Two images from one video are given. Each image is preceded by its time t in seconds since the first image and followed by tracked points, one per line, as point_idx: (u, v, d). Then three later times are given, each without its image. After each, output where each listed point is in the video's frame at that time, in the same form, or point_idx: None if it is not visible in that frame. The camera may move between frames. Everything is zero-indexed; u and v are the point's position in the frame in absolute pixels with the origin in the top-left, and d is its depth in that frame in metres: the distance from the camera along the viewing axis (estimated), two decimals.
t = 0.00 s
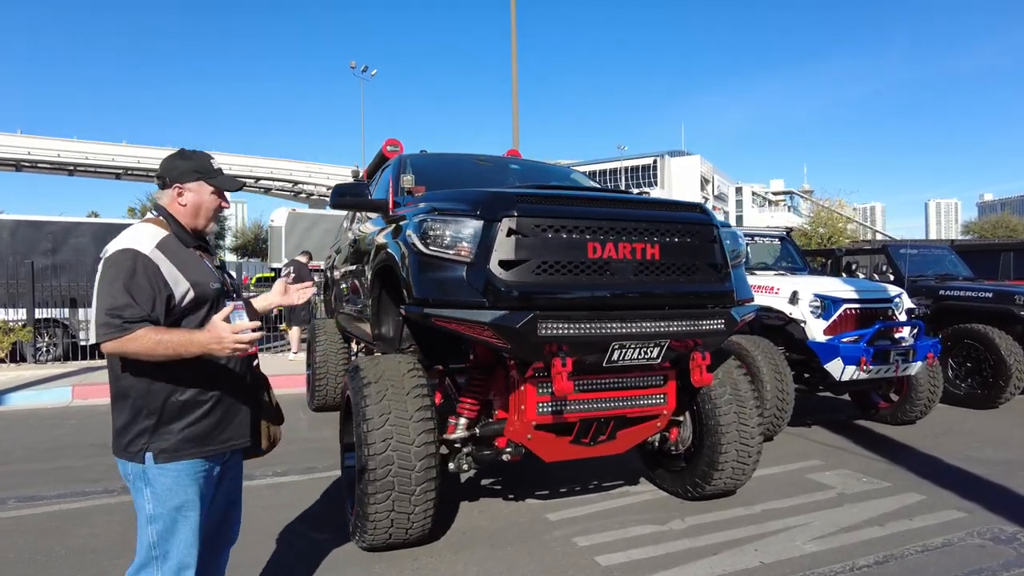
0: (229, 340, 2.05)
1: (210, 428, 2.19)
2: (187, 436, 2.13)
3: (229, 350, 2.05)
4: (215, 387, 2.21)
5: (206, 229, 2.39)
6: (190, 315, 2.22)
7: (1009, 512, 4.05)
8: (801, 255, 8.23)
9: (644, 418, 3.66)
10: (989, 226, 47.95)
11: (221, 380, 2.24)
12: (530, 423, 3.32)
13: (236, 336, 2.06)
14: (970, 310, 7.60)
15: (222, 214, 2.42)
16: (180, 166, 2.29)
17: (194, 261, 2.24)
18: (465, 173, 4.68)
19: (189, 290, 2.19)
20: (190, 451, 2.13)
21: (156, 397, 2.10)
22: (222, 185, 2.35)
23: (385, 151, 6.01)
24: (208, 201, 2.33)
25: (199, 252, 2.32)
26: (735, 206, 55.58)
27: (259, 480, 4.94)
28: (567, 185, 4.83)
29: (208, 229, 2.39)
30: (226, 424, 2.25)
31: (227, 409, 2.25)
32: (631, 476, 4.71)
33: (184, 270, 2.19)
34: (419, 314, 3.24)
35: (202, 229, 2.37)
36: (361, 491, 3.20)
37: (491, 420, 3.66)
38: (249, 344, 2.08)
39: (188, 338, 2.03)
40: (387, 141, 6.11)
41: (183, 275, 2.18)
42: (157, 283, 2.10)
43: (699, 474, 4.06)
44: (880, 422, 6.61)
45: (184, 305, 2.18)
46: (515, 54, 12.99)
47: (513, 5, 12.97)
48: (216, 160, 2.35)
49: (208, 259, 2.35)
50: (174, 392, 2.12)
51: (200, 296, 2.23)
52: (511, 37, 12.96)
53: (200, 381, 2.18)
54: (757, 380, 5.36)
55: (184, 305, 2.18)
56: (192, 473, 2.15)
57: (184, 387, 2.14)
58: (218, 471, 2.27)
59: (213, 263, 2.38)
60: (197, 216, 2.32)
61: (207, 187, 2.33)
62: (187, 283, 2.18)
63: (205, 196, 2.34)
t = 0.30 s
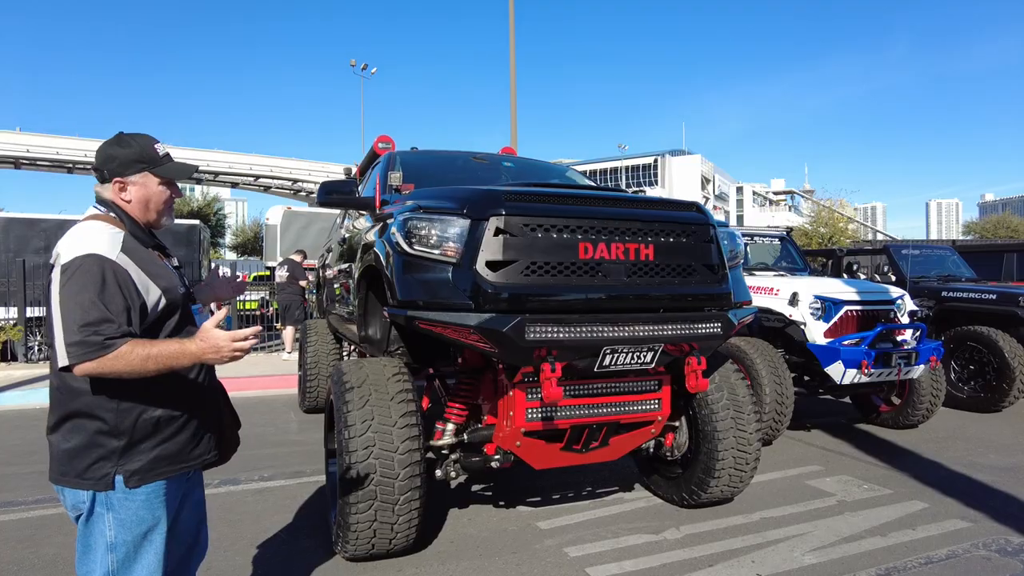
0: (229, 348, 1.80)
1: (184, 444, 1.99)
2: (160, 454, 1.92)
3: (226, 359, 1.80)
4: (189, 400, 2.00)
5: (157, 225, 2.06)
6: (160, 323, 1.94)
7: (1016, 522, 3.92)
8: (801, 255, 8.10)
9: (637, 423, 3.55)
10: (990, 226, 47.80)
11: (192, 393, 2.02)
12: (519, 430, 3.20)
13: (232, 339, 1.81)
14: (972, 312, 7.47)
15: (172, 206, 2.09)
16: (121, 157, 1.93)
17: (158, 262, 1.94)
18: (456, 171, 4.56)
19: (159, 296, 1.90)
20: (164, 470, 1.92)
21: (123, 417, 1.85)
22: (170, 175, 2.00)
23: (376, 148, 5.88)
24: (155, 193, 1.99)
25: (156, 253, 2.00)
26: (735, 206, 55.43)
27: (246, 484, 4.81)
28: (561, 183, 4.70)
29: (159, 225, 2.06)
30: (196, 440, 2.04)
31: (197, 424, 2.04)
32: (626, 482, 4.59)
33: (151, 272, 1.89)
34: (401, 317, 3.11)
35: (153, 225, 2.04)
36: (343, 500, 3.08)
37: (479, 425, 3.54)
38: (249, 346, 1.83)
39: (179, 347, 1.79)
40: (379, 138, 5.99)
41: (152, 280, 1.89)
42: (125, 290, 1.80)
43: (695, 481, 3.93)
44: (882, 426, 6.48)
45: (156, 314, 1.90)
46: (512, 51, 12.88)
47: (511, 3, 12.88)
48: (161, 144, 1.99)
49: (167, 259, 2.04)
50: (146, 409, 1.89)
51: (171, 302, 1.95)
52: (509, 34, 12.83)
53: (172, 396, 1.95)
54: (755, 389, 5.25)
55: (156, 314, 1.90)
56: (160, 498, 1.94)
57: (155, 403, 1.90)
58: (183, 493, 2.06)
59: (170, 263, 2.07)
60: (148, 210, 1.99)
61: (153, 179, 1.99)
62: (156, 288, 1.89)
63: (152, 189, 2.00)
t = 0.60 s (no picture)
0: (182, 367, 1.70)
1: (138, 457, 1.90)
2: (113, 469, 1.83)
3: (180, 377, 1.71)
4: (142, 411, 1.92)
5: (104, 217, 1.95)
6: (111, 326, 1.84)
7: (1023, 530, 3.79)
8: (803, 254, 7.97)
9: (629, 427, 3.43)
10: (996, 226, 47.48)
11: (146, 404, 1.93)
12: (505, 434, 3.09)
13: (188, 360, 1.70)
14: (977, 312, 7.34)
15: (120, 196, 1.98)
16: (58, 143, 1.81)
17: (106, 260, 1.83)
18: (446, 167, 4.45)
19: (109, 298, 1.80)
20: (117, 486, 1.83)
21: (69, 432, 1.75)
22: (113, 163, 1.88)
23: (369, 144, 5.77)
24: (99, 182, 1.88)
25: (104, 248, 1.90)
26: (739, 205, 55.18)
27: (233, 487, 4.71)
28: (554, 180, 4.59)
29: (106, 216, 1.96)
30: (151, 451, 1.96)
31: (153, 436, 1.96)
32: (620, 487, 4.48)
33: (99, 274, 1.78)
34: (383, 317, 2.99)
35: (99, 217, 1.94)
36: (322, 507, 2.98)
37: (466, 429, 3.43)
38: (205, 369, 1.72)
39: (131, 366, 1.71)
40: (371, 134, 5.88)
41: (99, 281, 1.78)
42: (68, 295, 1.69)
43: (690, 486, 3.81)
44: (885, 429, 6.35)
45: (105, 317, 1.80)
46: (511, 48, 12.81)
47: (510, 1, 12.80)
48: (102, 128, 1.87)
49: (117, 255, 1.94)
50: (95, 422, 1.79)
51: (122, 304, 1.85)
52: (508, 32, 12.77)
53: (123, 408, 1.86)
54: (756, 394, 5.13)
55: (105, 316, 1.80)
56: (113, 514, 1.85)
57: (106, 416, 1.81)
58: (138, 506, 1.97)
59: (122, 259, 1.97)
60: (92, 202, 1.89)
61: (96, 169, 1.87)
62: (104, 290, 1.79)
63: (96, 179, 1.88)
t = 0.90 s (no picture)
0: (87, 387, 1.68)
1: (62, 471, 1.84)
2: (32, 484, 1.78)
3: (86, 394, 1.70)
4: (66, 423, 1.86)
5: (30, 215, 1.91)
6: (25, 331, 1.79)
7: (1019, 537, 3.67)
8: (800, 254, 7.84)
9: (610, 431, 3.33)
10: (1003, 225, 47.10)
11: (71, 417, 1.87)
12: (479, 439, 3.00)
13: (95, 379, 1.69)
14: (977, 312, 7.20)
15: (47, 191, 1.94)
16: None
17: (21, 261, 1.78)
18: (427, 165, 4.36)
19: (18, 304, 1.74)
20: (35, 502, 1.78)
21: None
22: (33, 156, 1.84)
23: (354, 143, 5.69)
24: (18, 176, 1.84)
25: (26, 248, 1.85)
26: (744, 205, 54.93)
27: (213, 491, 4.63)
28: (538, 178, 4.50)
29: (33, 214, 1.92)
30: (80, 465, 1.90)
31: (81, 449, 1.90)
32: (606, 491, 4.38)
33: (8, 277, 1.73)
34: (351, 318, 2.90)
35: (23, 216, 1.89)
36: (288, 514, 2.89)
37: (442, 433, 3.34)
38: (113, 390, 1.73)
39: (28, 382, 1.66)
40: (357, 133, 5.79)
41: (8, 285, 1.73)
42: None
43: (675, 492, 3.71)
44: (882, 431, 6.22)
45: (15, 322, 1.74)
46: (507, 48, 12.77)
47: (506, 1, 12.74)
48: (21, 119, 1.84)
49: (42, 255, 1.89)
50: (7, 436, 1.74)
51: (37, 308, 1.78)
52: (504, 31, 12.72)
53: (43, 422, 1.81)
54: (747, 396, 5.02)
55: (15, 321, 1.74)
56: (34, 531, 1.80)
57: (21, 430, 1.76)
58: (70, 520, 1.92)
59: (48, 259, 1.91)
60: (13, 198, 1.85)
61: (15, 163, 1.84)
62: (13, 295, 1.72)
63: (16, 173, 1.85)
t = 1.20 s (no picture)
0: None
1: None
2: None
3: None
4: None
5: None
6: None
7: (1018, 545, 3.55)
8: (799, 253, 7.70)
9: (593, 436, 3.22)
10: (1010, 224, 46.67)
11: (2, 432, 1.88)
12: (454, 444, 2.89)
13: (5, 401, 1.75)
14: (980, 313, 7.06)
15: None
16: None
17: None
18: (410, 163, 4.26)
19: None
20: None
21: None
22: None
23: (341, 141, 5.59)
24: None
25: None
26: (748, 205, 54.67)
27: (193, 497, 4.54)
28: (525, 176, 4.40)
29: None
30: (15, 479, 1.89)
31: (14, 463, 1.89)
32: (594, 497, 4.27)
33: None
34: (321, 319, 2.80)
35: None
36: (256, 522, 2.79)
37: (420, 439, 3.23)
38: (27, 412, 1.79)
39: None
40: (344, 131, 5.70)
41: None
42: None
43: (663, 498, 3.60)
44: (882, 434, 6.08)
45: None
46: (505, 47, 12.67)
47: None
48: None
49: None
50: None
51: None
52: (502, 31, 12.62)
53: None
54: (741, 399, 4.90)
55: None
56: None
57: None
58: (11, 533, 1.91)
59: None
60: None
61: None
62: None
63: None
